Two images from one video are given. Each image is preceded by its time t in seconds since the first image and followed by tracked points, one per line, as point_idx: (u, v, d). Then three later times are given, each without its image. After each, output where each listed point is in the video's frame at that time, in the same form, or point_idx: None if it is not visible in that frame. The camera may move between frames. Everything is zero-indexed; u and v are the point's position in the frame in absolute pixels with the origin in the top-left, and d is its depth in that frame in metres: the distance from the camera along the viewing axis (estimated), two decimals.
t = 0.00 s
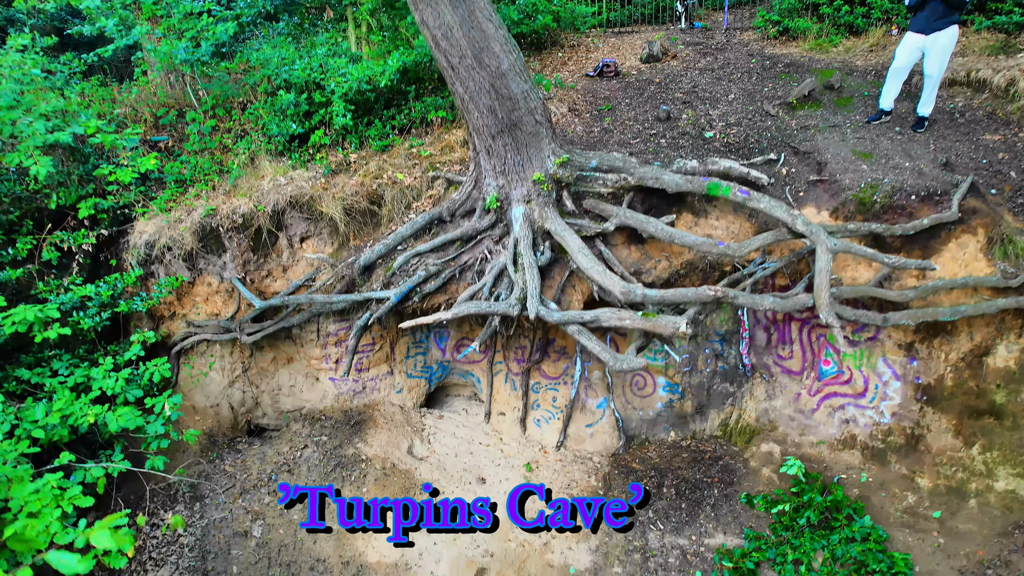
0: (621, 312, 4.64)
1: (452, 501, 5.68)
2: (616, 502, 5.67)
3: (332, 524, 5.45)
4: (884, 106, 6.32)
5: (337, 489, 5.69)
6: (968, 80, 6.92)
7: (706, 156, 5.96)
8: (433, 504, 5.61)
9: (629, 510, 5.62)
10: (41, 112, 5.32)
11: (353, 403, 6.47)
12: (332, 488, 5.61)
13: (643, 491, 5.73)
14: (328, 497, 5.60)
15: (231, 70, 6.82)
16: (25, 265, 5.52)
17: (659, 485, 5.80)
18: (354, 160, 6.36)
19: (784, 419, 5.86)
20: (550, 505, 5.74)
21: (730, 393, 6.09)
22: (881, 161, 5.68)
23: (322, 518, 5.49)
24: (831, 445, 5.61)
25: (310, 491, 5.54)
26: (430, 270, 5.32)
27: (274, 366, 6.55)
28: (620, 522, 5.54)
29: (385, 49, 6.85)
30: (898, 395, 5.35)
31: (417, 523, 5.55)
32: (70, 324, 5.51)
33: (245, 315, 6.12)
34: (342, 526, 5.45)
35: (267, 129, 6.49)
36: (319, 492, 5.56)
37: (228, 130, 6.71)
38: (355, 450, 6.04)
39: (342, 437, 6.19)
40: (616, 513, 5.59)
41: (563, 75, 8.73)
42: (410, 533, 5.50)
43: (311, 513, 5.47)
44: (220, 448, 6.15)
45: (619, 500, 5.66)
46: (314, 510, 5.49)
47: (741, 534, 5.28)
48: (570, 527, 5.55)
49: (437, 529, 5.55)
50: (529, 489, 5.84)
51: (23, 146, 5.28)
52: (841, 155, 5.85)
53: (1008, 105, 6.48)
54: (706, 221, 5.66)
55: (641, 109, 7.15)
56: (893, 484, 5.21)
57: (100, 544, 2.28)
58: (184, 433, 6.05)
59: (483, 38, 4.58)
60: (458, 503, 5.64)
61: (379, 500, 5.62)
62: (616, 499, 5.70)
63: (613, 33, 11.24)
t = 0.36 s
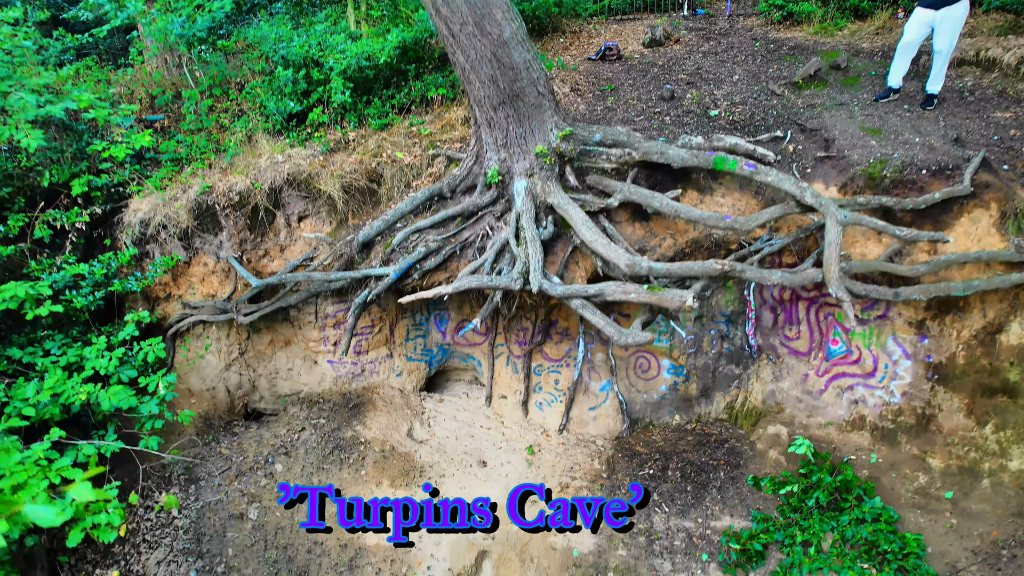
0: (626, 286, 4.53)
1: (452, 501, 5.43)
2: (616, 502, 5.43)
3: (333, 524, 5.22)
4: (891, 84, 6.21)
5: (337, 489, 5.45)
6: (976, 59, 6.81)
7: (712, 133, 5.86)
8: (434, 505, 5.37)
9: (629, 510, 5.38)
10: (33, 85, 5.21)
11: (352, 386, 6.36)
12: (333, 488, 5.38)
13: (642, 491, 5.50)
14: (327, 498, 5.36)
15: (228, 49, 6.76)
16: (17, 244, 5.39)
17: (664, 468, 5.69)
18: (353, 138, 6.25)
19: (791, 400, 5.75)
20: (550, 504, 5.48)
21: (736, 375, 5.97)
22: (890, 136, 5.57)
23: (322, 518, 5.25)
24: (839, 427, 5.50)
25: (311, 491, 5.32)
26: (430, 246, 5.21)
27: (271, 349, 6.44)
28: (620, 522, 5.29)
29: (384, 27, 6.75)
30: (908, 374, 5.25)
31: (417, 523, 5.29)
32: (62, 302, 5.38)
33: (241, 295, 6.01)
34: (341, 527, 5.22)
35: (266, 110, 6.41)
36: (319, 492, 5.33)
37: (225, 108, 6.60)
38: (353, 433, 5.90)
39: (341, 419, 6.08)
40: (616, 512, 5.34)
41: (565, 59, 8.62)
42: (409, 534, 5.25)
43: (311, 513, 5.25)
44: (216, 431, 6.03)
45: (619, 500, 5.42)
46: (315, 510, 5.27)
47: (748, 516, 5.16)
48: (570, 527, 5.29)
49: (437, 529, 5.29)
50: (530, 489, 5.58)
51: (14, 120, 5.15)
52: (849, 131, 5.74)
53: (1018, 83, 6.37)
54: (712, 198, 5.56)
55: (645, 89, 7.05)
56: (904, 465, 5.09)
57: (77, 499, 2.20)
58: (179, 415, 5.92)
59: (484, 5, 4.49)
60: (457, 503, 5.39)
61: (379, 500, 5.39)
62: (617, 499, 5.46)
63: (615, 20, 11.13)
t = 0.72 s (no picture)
0: (630, 257, 4.41)
1: (452, 500, 5.20)
2: (616, 502, 5.17)
3: (333, 525, 4.98)
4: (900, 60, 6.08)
5: (337, 490, 5.20)
6: (986, 37, 6.68)
7: (717, 108, 5.74)
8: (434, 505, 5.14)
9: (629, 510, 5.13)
10: (23, 56, 5.09)
11: (350, 367, 6.25)
12: (332, 488, 5.14)
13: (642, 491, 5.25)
14: (328, 499, 5.12)
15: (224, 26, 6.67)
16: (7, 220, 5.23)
17: (668, 450, 5.57)
18: (351, 115, 6.13)
19: (798, 380, 5.63)
20: (550, 504, 5.21)
21: (742, 356, 5.85)
22: (899, 110, 5.45)
23: (322, 518, 5.01)
24: (848, 407, 5.38)
25: (311, 491, 5.08)
26: (430, 220, 5.11)
27: (268, 331, 6.33)
28: (620, 522, 5.04)
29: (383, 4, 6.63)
30: (919, 351, 5.13)
31: (417, 523, 5.06)
32: (54, 280, 5.25)
33: (237, 274, 5.90)
34: (342, 527, 4.98)
35: (263, 88, 6.30)
36: (319, 492, 5.09)
37: (221, 86, 6.49)
38: (351, 414, 5.83)
39: (338, 401, 5.96)
40: (616, 512, 5.09)
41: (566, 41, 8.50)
42: (409, 534, 5.03)
43: (312, 513, 5.01)
44: (212, 412, 5.90)
45: (619, 500, 5.16)
46: (315, 511, 5.02)
47: (755, 497, 5.04)
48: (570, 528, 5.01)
49: (437, 530, 5.05)
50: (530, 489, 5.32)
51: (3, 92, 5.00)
52: (857, 106, 5.62)
53: None
54: (717, 174, 5.45)
55: (648, 68, 6.93)
56: (914, 444, 4.96)
57: (54, 443, 1.96)
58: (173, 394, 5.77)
59: None
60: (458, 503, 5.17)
61: (379, 500, 5.18)
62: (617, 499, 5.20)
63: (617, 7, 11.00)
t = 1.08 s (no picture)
0: (635, 231, 4.24)
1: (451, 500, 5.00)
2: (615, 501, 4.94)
3: (332, 525, 4.77)
4: (911, 37, 5.91)
5: (337, 490, 4.97)
6: (998, 16, 6.52)
7: (723, 85, 5.60)
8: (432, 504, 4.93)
9: (631, 510, 4.88)
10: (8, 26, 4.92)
11: (346, 352, 6.10)
12: (334, 488, 4.91)
13: (642, 491, 5.01)
14: (328, 499, 4.90)
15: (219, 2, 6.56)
16: None
17: (673, 436, 5.41)
18: (347, 93, 5.98)
19: (807, 364, 5.47)
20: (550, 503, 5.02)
21: (749, 340, 5.69)
22: (912, 86, 5.30)
23: (322, 518, 4.80)
24: (858, 390, 5.22)
25: (312, 492, 4.84)
26: (428, 197, 4.96)
27: (262, 316, 6.18)
28: (620, 522, 4.81)
29: None
30: (933, 333, 4.97)
31: (417, 523, 4.85)
32: (41, 260, 5.08)
33: (231, 256, 5.75)
34: (341, 527, 4.77)
35: (258, 66, 6.15)
36: (319, 493, 4.86)
37: (214, 65, 6.33)
38: (347, 399, 5.66)
39: (334, 386, 5.81)
40: (615, 512, 4.86)
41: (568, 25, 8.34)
42: (409, 534, 4.82)
43: (313, 513, 4.78)
44: (204, 398, 5.72)
45: (619, 500, 4.93)
46: (314, 511, 4.80)
47: (763, 483, 4.88)
48: (570, 528, 4.81)
49: (436, 531, 4.83)
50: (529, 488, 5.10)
51: None
52: (868, 82, 5.46)
53: None
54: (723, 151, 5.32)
55: (651, 48, 6.78)
56: (929, 428, 4.80)
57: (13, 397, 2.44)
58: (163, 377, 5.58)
59: None
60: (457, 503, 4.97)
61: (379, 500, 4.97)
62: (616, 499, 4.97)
63: None
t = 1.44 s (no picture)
0: (642, 204, 4.02)
1: (451, 500, 4.73)
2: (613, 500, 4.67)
3: (333, 526, 4.51)
4: (927, 11, 5.69)
5: (337, 491, 4.70)
6: None
7: (731, 59, 5.39)
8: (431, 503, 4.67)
9: (631, 510, 4.61)
10: None
11: (340, 338, 5.90)
12: (334, 488, 4.65)
13: (642, 492, 4.73)
14: (328, 499, 4.62)
15: None
16: None
17: (680, 423, 5.20)
18: (341, 69, 5.76)
19: (818, 349, 5.25)
20: (549, 497, 4.78)
21: (758, 325, 5.51)
22: (929, 58, 5.08)
23: (323, 519, 4.53)
24: (873, 375, 5.00)
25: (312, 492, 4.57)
26: (424, 172, 4.76)
27: (253, 301, 5.97)
28: (620, 523, 4.53)
29: None
30: (952, 314, 4.74)
31: (417, 523, 4.59)
32: (19, 238, 4.84)
33: (219, 237, 5.54)
34: (341, 528, 4.52)
35: (248, 42, 5.94)
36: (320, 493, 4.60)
37: (204, 42, 6.12)
38: (340, 385, 5.45)
39: (327, 372, 5.60)
40: (615, 512, 4.58)
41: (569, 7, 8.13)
42: (409, 534, 4.56)
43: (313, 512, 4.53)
44: (191, 384, 5.47)
45: (620, 500, 4.65)
46: (314, 511, 4.54)
47: (775, 471, 4.64)
48: (570, 528, 4.56)
49: (433, 529, 4.59)
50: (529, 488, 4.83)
51: None
52: (882, 55, 5.25)
53: None
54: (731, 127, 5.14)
55: (655, 26, 6.57)
56: (949, 414, 4.55)
57: None
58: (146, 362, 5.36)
59: None
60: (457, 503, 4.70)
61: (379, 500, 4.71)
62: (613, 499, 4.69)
63: None
